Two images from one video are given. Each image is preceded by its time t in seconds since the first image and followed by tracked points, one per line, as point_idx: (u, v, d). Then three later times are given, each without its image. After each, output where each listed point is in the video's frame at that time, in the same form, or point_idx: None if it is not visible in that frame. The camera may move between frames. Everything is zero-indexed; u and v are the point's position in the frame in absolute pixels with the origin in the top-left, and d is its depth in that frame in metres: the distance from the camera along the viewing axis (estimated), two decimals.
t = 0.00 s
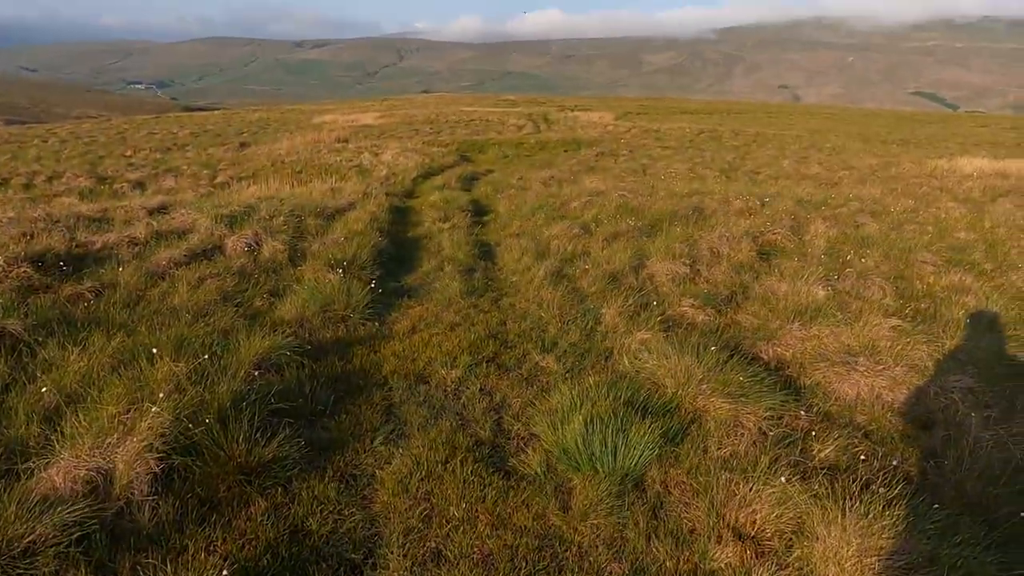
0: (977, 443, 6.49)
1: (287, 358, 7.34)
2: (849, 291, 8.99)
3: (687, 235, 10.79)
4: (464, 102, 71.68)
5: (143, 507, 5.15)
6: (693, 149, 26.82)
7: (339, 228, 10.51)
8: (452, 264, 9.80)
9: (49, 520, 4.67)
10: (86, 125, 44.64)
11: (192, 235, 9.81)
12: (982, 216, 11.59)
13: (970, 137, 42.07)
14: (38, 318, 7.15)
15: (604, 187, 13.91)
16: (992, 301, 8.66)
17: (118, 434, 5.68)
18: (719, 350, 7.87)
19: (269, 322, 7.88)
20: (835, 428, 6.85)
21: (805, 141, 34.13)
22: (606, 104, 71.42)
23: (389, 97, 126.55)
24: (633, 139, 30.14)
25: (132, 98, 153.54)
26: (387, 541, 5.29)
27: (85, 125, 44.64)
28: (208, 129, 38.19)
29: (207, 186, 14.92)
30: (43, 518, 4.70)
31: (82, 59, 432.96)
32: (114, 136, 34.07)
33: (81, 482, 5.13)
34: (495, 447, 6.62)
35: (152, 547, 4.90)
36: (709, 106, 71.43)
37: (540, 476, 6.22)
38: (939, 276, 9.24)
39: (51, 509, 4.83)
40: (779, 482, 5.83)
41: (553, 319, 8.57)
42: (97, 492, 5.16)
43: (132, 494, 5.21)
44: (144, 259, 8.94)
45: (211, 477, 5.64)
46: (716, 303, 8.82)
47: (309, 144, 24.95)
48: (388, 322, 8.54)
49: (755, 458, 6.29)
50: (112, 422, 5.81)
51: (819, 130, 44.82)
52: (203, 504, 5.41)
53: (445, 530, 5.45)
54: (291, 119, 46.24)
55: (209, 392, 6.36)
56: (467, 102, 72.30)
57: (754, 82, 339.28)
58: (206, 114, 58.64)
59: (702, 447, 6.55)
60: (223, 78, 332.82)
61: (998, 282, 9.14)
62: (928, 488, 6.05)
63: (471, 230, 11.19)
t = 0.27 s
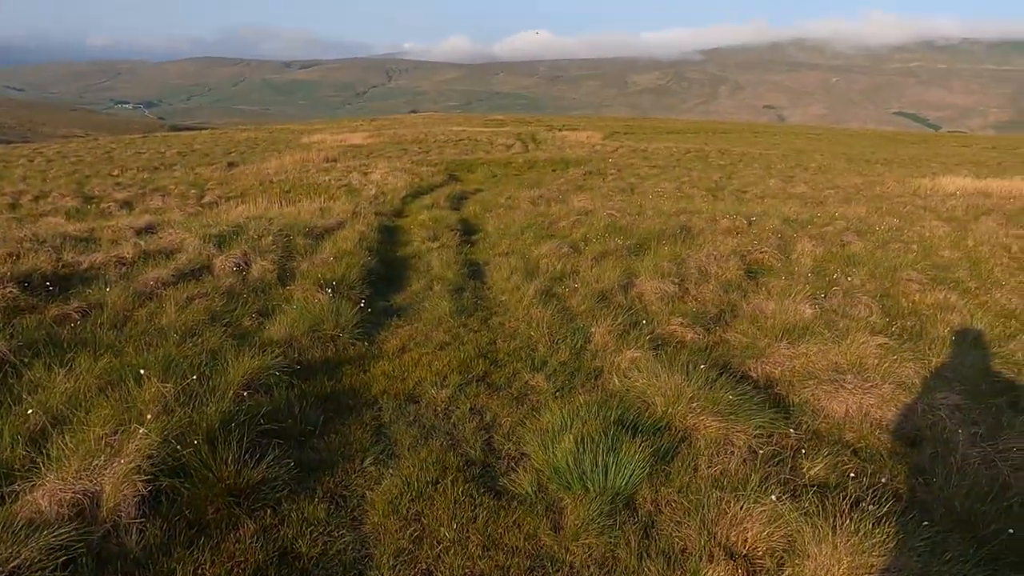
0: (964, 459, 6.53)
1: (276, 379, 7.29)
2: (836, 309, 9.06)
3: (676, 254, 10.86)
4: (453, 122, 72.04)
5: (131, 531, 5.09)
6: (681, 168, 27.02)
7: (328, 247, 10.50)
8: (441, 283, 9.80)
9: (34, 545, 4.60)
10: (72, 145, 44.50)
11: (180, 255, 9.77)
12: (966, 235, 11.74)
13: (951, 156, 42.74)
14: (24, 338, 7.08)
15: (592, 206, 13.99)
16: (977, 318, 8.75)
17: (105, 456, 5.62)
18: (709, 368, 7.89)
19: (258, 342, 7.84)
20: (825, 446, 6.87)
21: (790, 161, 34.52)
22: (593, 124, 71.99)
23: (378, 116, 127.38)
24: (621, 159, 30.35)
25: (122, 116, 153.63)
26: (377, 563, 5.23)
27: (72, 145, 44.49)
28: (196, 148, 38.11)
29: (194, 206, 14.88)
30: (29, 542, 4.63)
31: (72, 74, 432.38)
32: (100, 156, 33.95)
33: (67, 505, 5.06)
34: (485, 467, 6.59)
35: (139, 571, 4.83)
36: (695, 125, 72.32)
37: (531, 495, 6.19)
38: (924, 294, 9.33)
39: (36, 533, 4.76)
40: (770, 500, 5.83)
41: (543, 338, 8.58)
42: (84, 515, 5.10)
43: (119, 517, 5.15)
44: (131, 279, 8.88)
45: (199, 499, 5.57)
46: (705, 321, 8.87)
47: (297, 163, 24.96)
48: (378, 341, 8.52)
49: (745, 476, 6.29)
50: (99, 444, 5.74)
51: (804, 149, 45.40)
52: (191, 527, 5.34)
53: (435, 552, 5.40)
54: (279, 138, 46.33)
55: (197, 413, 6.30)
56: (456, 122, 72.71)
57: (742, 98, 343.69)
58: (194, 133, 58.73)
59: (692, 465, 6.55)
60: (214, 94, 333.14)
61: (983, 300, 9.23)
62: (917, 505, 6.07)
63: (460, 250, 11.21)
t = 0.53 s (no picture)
0: (946, 474, 6.58)
1: (261, 398, 7.26)
2: (819, 325, 9.13)
3: (661, 270, 10.93)
4: (441, 139, 72.42)
5: (112, 552, 5.05)
6: (667, 185, 27.23)
7: (315, 265, 10.51)
8: (428, 301, 9.82)
9: (13, 568, 4.56)
10: (58, 162, 44.35)
11: (166, 273, 9.77)
12: (947, 250, 11.88)
13: (935, 172, 43.29)
14: (6, 358, 7.05)
15: (579, 223, 14.07)
16: (958, 333, 8.84)
17: (87, 476, 5.58)
18: (694, 384, 7.92)
19: (243, 360, 7.82)
20: (808, 461, 6.91)
21: (776, 177, 34.87)
22: (578, 141, 72.31)
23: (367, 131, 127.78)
24: (608, 176, 30.58)
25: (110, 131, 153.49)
26: None
27: (58, 162, 44.34)
28: (183, 166, 38.10)
29: (181, 224, 14.86)
30: (9, 565, 4.60)
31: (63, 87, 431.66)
32: (87, 174, 33.87)
33: (48, 527, 5.03)
34: (471, 485, 6.57)
35: None
36: (683, 142, 73.04)
37: (517, 513, 6.17)
38: (907, 309, 9.42)
39: (16, 556, 4.72)
40: (754, 515, 5.84)
41: (529, 355, 8.60)
42: (65, 537, 5.07)
43: (101, 538, 5.11)
44: (116, 298, 8.86)
45: (182, 520, 5.53)
46: (690, 337, 8.92)
47: (284, 181, 24.99)
48: (364, 359, 8.52)
49: (729, 492, 6.31)
50: (81, 465, 5.71)
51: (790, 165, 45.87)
52: (173, 548, 5.31)
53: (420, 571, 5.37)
54: (268, 155, 46.41)
55: (181, 432, 6.28)
56: (444, 139, 72.99)
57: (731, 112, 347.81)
58: (182, 151, 58.71)
59: (677, 481, 6.55)
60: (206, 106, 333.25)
61: (964, 315, 9.33)
62: (900, 520, 6.11)
63: (447, 267, 11.25)
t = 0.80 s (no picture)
0: (927, 485, 6.61)
1: (244, 415, 7.23)
2: (803, 339, 9.16)
3: (647, 285, 10.97)
4: (433, 156, 72.68)
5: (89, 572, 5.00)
6: (655, 201, 27.39)
7: (301, 281, 10.53)
8: (413, 316, 9.83)
9: None
10: (46, 179, 44.23)
11: (150, 290, 9.75)
12: (930, 264, 11.97)
13: (922, 188, 43.71)
14: None
15: (565, 239, 14.12)
16: (941, 346, 8.89)
17: (65, 495, 5.54)
18: (678, 398, 7.93)
19: (226, 377, 7.80)
20: (791, 475, 6.90)
21: (764, 193, 35.12)
22: (569, 158, 72.74)
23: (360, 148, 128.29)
24: (597, 192, 30.73)
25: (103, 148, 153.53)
26: None
27: (45, 179, 44.21)
28: (173, 183, 38.10)
29: (167, 241, 14.85)
30: None
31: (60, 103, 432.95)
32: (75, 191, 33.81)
33: (24, 547, 4.99)
34: (454, 500, 6.52)
35: None
36: (674, 158, 73.53)
37: (499, 529, 6.12)
38: (890, 323, 9.46)
39: None
40: (736, 529, 5.82)
41: (514, 370, 8.60)
42: (41, 557, 5.03)
43: (78, 558, 5.07)
44: (99, 315, 8.84)
45: (161, 538, 5.48)
46: (675, 352, 8.94)
47: (273, 198, 25.00)
48: (348, 375, 8.51)
49: (712, 507, 6.28)
50: (59, 484, 5.66)
51: (780, 181, 46.23)
52: (151, 567, 5.26)
53: None
54: (258, 172, 46.46)
55: (161, 450, 6.24)
56: (432, 156, 73.10)
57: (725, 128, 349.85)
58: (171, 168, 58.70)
59: (661, 495, 6.52)
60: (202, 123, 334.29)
61: (946, 328, 9.39)
62: (882, 533, 6.11)
63: (433, 283, 11.27)
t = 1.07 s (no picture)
0: (913, 498, 6.62)
1: (228, 431, 7.16)
2: (789, 351, 9.18)
3: (634, 299, 11.00)
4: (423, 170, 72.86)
5: None
6: (643, 215, 27.52)
7: (287, 296, 10.49)
8: (401, 331, 9.80)
9: None
10: (31, 194, 43.94)
11: (135, 305, 9.70)
12: (915, 277, 12.06)
13: (908, 201, 44.18)
14: None
15: (553, 252, 14.16)
16: (926, 358, 8.94)
17: (44, 514, 5.46)
18: (665, 412, 7.92)
19: (211, 393, 7.74)
20: (778, 488, 6.89)
21: (751, 207, 35.37)
22: (559, 171, 73.13)
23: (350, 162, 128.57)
24: (585, 206, 30.85)
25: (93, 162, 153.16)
26: None
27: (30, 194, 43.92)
28: (161, 197, 37.98)
29: (153, 256, 14.79)
30: None
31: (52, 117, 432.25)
32: (61, 206, 33.63)
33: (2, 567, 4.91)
34: (440, 516, 6.46)
35: None
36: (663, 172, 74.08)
37: (486, 545, 6.06)
38: (875, 336, 9.51)
39: None
40: (723, 543, 5.78)
41: (501, 384, 8.58)
42: None
43: None
44: (82, 331, 8.78)
45: (142, 557, 5.40)
46: (663, 365, 8.95)
47: (261, 212, 24.97)
48: (335, 390, 8.46)
49: (700, 520, 6.25)
50: (38, 502, 5.58)
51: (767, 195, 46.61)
52: None
53: None
54: (247, 187, 46.41)
55: (144, 467, 6.16)
56: (422, 170, 73.33)
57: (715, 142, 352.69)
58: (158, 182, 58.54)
59: (648, 510, 6.48)
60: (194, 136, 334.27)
61: (930, 340, 9.45)
62: (869, 547, 6.10)
63: (421, 297, 11.26)
